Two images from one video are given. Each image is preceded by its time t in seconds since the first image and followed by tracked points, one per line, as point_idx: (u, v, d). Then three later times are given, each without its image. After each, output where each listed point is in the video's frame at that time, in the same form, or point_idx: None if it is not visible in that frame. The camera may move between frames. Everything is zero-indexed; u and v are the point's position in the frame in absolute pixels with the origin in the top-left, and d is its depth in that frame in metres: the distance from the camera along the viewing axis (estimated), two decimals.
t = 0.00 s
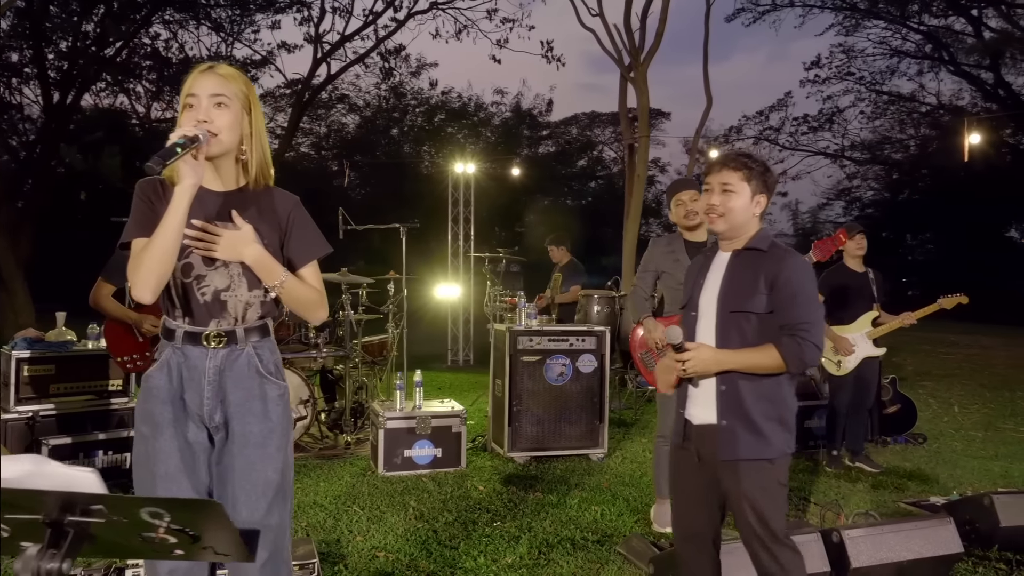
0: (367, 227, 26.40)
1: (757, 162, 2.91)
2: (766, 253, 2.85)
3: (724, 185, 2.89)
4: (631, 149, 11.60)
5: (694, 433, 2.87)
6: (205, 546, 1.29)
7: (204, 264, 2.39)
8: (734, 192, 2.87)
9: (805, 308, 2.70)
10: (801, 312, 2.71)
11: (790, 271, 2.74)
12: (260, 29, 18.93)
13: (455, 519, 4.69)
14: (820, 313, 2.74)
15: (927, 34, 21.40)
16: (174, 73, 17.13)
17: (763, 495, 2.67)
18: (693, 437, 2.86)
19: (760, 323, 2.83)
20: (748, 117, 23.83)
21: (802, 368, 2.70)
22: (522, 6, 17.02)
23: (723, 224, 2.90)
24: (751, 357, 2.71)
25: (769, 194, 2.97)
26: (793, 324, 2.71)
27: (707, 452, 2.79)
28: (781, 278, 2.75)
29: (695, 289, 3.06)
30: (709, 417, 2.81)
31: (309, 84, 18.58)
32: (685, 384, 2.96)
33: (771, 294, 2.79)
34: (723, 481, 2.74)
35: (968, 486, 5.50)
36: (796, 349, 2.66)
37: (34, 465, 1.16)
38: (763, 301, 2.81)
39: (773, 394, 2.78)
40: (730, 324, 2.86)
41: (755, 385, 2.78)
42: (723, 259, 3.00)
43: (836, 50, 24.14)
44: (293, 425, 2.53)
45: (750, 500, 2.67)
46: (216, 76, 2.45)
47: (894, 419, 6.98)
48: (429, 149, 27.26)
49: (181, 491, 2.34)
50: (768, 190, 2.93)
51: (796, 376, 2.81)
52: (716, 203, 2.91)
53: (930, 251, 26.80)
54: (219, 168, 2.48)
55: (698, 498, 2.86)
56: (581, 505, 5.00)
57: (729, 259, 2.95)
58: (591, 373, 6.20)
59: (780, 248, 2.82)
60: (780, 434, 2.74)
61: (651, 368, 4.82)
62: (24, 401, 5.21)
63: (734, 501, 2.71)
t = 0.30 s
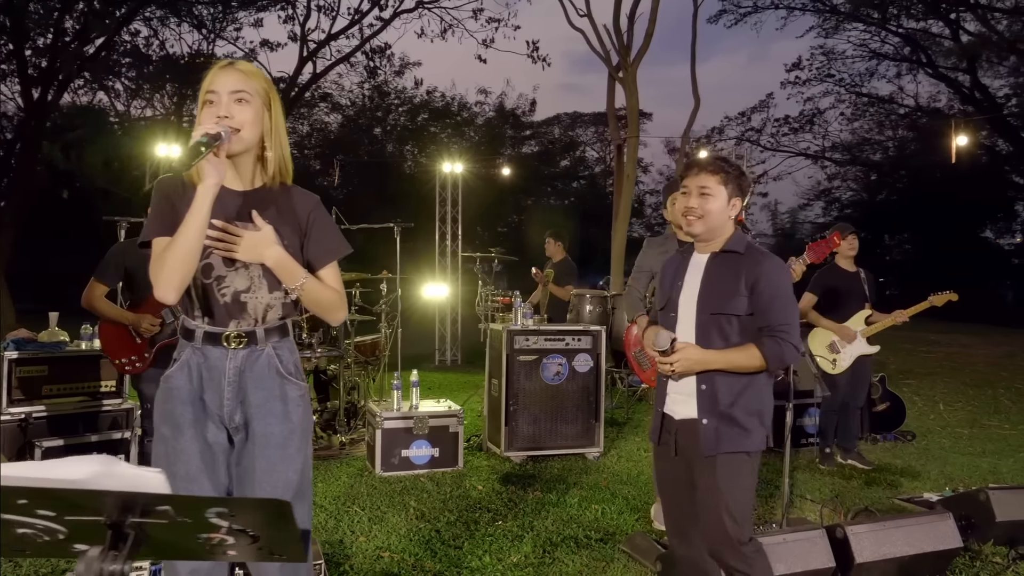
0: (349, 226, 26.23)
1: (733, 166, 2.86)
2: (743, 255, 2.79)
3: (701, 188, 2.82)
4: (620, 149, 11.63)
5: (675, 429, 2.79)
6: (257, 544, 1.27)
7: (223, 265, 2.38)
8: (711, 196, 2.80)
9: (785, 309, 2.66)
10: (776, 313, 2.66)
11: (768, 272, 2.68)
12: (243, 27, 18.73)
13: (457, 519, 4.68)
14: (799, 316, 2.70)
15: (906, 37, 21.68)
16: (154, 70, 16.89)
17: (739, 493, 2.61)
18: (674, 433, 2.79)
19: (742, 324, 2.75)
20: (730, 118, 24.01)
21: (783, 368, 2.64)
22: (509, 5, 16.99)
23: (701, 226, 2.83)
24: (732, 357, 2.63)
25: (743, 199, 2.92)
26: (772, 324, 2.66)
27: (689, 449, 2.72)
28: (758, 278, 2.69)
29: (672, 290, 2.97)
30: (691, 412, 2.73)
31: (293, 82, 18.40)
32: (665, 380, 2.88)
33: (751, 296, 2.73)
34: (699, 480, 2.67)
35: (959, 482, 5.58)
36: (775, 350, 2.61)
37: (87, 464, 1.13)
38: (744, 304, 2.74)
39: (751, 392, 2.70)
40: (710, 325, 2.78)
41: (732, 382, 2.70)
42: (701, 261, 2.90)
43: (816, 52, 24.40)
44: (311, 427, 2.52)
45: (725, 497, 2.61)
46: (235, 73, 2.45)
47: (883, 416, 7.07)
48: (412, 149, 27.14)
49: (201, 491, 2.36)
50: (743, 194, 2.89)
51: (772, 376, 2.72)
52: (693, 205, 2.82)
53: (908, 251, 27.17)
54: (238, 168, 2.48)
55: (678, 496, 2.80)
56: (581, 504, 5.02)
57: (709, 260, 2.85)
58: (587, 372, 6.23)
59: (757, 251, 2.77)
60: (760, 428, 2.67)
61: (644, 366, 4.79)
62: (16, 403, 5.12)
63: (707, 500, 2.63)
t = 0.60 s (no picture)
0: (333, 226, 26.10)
1: (731, 172, 2.56)
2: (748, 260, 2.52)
3: (702, 199, 2.49)
4: (610, 149, 11.67)
5: (687, 435, 2.49)
6: (323, 547, 1.27)
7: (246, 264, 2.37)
8: (713, 203, 2.48)
9: (795, 311, 2.43)
10: (786, 314, 2.43)
11: (775, 275, 2.44)
12: (226, 25, 18.57)
13: (460, 520, 4.68)
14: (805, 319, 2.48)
15: (885, 40, 21.96)
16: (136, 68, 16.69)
17: (759, 497, 2.38)
18: (688, 439, 2.48)
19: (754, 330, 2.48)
20: (713, 120, 24.20)
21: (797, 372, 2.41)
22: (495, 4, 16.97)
23: (703, 235, 2.52)
24: (750, 364, 2.37)
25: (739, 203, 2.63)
26: (783, 327, 2.42)
27: (705, 454, 2.44)
28: (767, 283, 2.44)
29: (675, 301, 2.62)
30: (708, 416, 2.45)
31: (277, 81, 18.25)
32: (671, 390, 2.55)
33: (764, 301, 2.45)
34: (717, 486, 2.39)
35: (952, 480, 5.66)
36: (790, 353, 2.38)
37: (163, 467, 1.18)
38: (756, 310, 2.46)
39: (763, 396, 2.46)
40: (719, 333, 2.48)
41: (743, 386, 2.43)
42: (704, 269, 2.59)
43: (798, 55, 24.64)
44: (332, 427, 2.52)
45: (749, 502, 2.35)
46: (261, 72, 2.44)
47: (874, 415, 7.16)
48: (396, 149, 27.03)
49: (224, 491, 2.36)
50: (740, 199, 2.60)
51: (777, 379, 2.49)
52: (695, 214, 2.51)
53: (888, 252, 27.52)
54: (260, 166, 2.47)
55: (688, 505, 2.50)
56: (583, 504, 5.05)
57: (718, 265, 2.54)
58: (585, 372, 6.25)
59: (764, 256, 2.50)
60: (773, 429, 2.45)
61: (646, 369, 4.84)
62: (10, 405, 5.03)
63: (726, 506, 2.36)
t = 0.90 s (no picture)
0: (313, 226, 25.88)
1: (741, 168, 2.53)
2: (761, 257, 2.52)
3: (713, 193, 2.49)
4: (598, 149, 11.69)
5: (710, 434, 2.52)
6: (376, 552, 1.23)
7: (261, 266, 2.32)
8: (722, 200, 2.47)
9: (807, 305, 2.45)
10: (804, 308, 2.45)
11: (791, 271, 2.47)
12: (206, 22, 18.30)
13: (460, 520, 4.66)
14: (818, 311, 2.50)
15: (864, 43, 22.23)
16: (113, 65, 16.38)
17: (786, 491, 2.43)
18: (712, 438, 2.51)
19: (776, 326, 2.48)
20: (695, 121, 24.34)
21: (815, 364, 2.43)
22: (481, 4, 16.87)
23: (714, 231, 2.51)
24: (776, 362, 2.35)
25: (748, 197, 2.60)
26: (800, 322, 2.44)
27: (731, 451, 2.48)
28: (782, 275, 2.47)
29: (689, 296, 2.58)
30: (731, 413, 2.50)
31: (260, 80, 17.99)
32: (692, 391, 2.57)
33: (782, 297, 2.46)
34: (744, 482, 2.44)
35: (942, 477, 5.74)
36: (809, 346, 2.39)
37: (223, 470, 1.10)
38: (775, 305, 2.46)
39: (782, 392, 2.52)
40: (741, 332, 2.48)
41: (766, 385, 2.48)
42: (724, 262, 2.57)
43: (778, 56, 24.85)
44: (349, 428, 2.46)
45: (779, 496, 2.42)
46: (273, 71, 2.39)
47: (861, 413, 7.24)
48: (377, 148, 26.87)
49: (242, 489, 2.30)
50: (750, 193, 2.58)
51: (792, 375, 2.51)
52: (705, 210, 2.50)
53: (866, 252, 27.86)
54: (275, 166, 2.42)
55: (714, 503, 2.52)
56: (581, 504, 5.04)
57: (732, 260, 2.54)
58: (579, 372, 6.27)
59: (777, 251, 2.51)
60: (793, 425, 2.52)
61: (641, 371, 4.75)
62: None
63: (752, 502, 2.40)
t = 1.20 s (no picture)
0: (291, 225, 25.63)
1: (753, 168, 2.51)
2: (774, 259, 2.51)
3: (726, 195, 2.45)
4: (582, 149, 11.70)
5: (716, 440, 2.49)
6: (418, 558, 1.19)
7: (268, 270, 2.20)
8: (736, 202, 2.45)
9: (818, 309, 2.46)
10: (816, 313, 2.46)
11: (801, 274, 2.47)
12: (183, 18, 17.99)
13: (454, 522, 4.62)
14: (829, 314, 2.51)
15: (839, 45, 22.50)
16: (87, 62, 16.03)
17: (789, 504, 2.39)
18: (719, 442, 2.48)
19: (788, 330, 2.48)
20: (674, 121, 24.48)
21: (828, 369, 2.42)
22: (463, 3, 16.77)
23: (728, 234, 2.50)
24: (790, 368, 2.34)
25: (761, 196, 2.57)
26: (812, 325, 2.44)
27: (737, 458, 2.45)
28: (793, 279, 2.46)
29: (699, 298, 2.59)
30: (741, 421, 2.46)
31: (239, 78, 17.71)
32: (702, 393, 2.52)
33: (795, 301, 2.46)
34: (753, 491, 2.41)
35: (927, 474, 5.81)
36: (822, 350, 2.38)
37: (275, 476, 1.06)
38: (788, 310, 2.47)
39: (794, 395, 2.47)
40: (754, 336, 2.46)
41: (781, 389, 2.43)
42: (731, 265, 2.57)
43: (755, 58, 25.07)
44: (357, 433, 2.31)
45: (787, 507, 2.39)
46: (273, 70, 2.26)
47: (846, 411, 7.32)
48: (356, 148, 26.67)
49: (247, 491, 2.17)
50: (762, 193, 2.55)
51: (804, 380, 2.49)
52: (719, 213, 2.47)
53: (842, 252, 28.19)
54: (280, 168, 2.29)
55: (718, 503, 2.49)
56: (575, 503, 5.04)
57: (745, 261, 2.54)
58: (569, 372, 6.27)
59: (790, 253, 2.51)
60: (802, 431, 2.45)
61: (633, 371, 4.73)
62: None
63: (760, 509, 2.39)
